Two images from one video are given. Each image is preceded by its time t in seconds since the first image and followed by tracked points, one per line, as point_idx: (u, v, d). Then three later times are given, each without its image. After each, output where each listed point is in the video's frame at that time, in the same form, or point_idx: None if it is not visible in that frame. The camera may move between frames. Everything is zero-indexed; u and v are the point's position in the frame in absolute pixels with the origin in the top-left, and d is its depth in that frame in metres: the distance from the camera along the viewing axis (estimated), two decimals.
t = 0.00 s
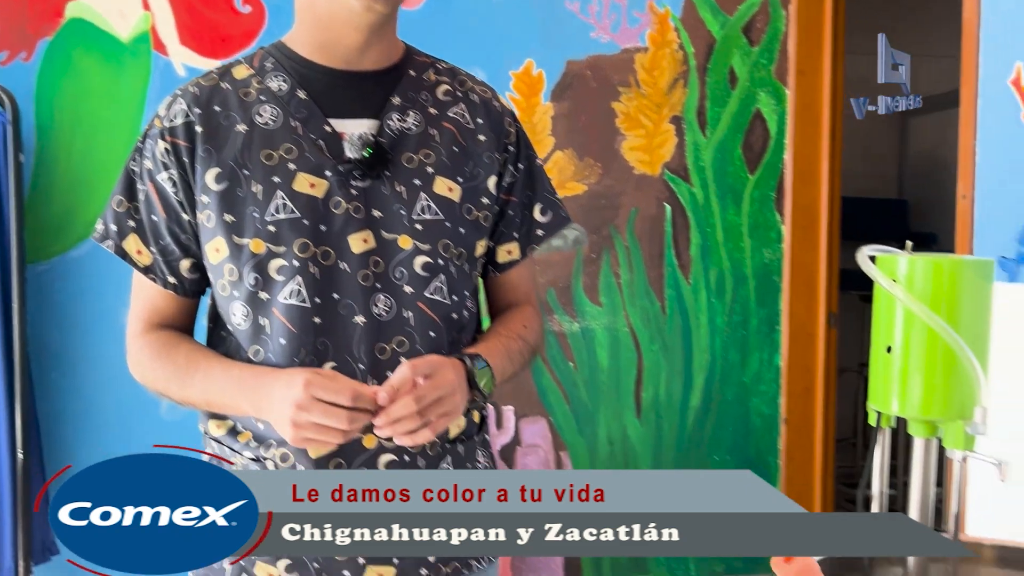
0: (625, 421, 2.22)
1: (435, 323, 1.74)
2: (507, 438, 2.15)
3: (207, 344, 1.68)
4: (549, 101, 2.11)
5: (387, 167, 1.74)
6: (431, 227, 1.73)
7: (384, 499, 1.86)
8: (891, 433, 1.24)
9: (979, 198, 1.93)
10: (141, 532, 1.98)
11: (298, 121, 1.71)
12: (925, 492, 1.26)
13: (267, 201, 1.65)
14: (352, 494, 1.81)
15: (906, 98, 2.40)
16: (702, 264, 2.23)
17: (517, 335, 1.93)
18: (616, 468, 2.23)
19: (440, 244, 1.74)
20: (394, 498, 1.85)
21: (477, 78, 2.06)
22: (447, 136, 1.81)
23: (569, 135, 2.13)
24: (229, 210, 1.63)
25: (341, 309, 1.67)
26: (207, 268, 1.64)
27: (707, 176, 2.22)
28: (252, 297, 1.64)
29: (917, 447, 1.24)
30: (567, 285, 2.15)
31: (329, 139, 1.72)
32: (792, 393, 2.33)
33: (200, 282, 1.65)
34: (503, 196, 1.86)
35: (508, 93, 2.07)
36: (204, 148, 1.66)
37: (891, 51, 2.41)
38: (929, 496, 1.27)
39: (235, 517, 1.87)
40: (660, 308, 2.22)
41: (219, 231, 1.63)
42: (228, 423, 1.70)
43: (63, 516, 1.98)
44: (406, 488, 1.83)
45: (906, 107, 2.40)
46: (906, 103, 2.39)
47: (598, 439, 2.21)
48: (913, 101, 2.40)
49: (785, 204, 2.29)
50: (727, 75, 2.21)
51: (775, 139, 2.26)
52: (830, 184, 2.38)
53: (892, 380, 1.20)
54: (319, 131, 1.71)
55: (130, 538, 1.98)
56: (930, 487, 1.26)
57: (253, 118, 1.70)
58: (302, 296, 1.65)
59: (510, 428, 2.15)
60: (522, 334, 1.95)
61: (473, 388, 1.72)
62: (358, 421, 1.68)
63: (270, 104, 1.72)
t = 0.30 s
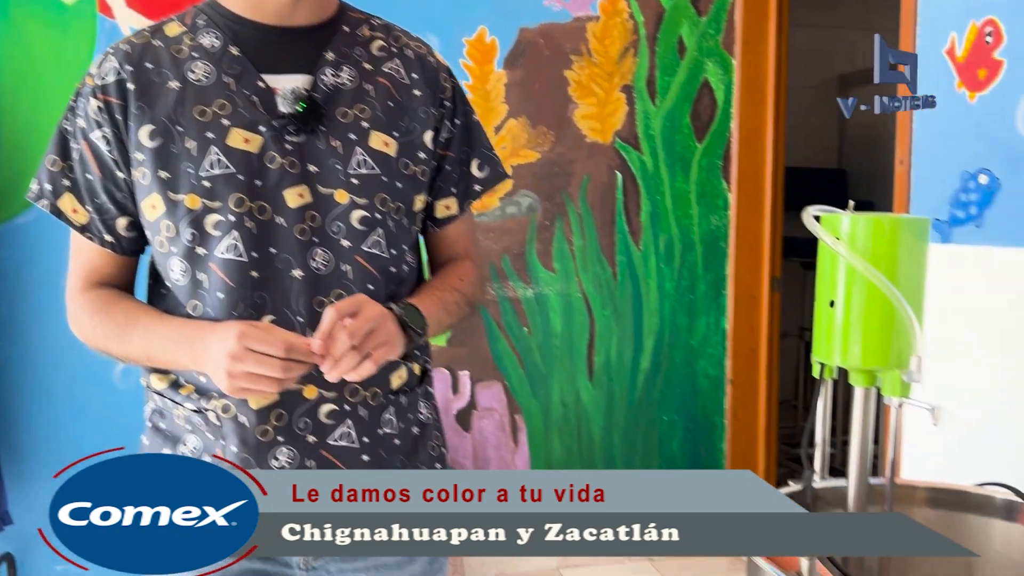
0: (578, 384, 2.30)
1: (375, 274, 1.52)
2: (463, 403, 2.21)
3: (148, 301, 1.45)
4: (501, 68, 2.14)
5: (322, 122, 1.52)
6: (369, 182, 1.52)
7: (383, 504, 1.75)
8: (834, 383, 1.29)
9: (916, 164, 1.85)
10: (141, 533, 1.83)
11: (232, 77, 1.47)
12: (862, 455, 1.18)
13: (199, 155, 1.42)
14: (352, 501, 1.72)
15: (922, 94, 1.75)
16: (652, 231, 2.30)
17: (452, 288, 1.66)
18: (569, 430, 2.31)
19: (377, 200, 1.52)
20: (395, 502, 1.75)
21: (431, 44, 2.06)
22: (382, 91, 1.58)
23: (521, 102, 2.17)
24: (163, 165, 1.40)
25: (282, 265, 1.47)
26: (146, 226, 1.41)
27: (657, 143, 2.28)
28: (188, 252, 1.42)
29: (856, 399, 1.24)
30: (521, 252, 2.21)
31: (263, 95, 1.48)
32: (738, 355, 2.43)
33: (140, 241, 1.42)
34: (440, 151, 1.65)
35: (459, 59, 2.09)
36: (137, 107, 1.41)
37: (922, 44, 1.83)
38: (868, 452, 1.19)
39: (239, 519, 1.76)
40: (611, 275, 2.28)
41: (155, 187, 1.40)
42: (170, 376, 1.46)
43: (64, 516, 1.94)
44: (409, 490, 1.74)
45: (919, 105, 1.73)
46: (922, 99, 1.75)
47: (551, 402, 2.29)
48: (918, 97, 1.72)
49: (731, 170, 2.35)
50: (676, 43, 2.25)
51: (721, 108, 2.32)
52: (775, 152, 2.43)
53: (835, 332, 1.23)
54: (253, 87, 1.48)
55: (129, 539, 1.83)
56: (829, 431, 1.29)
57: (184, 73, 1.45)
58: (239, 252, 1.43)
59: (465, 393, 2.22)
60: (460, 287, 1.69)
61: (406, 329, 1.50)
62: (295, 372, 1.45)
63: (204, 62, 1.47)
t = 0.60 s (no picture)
0: (520, 343, 2.45)
1: (275, 235, 1.06)
2: (408, 363, 2.37)
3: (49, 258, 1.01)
4: (443, 31, 2.24)
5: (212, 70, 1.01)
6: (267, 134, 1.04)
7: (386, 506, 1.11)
8: (765, 332, 1.36)
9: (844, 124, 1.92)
10: (141, 538, 1.03)
11: (119, 26, 0.95)
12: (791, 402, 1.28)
13: (89, 108, 0.93)
14: (356, 497, 1.10)
15: (924, 91, 1.65)
16: (591, 194, 2.44)
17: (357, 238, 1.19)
18: (512, 388, 2.46)
19: (273, 150, 1.04)
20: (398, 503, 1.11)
21: (371, 5, 2.18)
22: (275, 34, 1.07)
23: (463, 65, 2.27)
24: (46, 118, 0.91)
25: (176, 223, 0.99)
26: (38, 183, 0.94)
27: (596, 107, 2.41)
28: (83, 209, 0.94)
29: (785, 347, 1.31)
30: (464, 215, 2.36)
31: (153, 45, 0.97)
32: (674, 314, 2.58)
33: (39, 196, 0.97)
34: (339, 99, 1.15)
35: (401, 21, 2.19)
36: (15, 59, 0.90)
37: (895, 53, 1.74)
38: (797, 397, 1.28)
39: (243, 515, 1.05)
40: (553, 237, 2.43)
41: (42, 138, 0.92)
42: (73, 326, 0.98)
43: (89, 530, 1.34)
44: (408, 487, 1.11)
45: (929, 104, 1.64)
46: (922, 99, 1.66)
47: (495, 360, 2.44)
48: (933, 95, 1.63)
49: (669, 135, 2.49)
50: (614, 9, 2.38)
51: (658, 72, 2.46)
52: (710, 114, 2.56)
53: (766, 282, 1.29)
54: (141, 36, 0.97)
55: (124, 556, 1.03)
56: (760, 378, 1.36)
57: (67, 21, 0.93)
58: (135, 206, 0.95)
59: (410, 354, 2.36)
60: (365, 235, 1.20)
61: (310, 280, 1.07)
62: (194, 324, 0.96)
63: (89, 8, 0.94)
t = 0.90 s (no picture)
0: (454, 310, 2.50)
1: (153, 199, 1.02)
2: (342, 332, 2.38)
3: None
4: None
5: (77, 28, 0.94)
6: (140, 97, 0.98)
7: (386, 505, 1.33)
8: (686, 293, 1.43)
9: (759, 95, 2.01)
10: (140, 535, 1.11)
11: None
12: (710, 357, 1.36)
13: None
14: (355, 497, 1.33)
15: (931, 91, 1.49)
16: (522, 164, 2.50)
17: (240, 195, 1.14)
18: (446, 355, 2.51)
19: (146, 114, 0.98)
20: (397, 502, 1.32)
21: None
22: None
23: (393, 33, 2.29)
24: None
25: (49, 190, 0.93)
26: None
27: (526, 78, 2.46)
28: None
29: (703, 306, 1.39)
30: (396, 184, 2.37)
31: None
32: (603, 280, 2.66)
33: None
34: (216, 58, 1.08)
35: None
36: None
37: (897, 52, 1.57)
38: (715, 353, 1.36)
39: (243, 516, 1.15)
40: (485, 206, 2.48)
41: None
42: None
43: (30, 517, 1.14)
44: (408, 489, 1.33)
45: (939, 106, 1.48)
46: (927, 100, 1.50)
47: (429, 328, 2.48)
48: (943, 95, 1.47)
49: (596, 106, 2.57)
50: None
51: (586, 44, 2.52)
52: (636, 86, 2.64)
53: (686, 244, 1.37)
54: None
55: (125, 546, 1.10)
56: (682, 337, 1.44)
57: None
58: None
59: (344, 324, 2.38)
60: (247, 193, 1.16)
61: (190, 239, 1.03)
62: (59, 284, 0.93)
63: None
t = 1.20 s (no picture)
0: (381, 282, 2.52)
1: (41, 163, 0.96)
2: (268, 305, 2.38)
3: None
4: None
5: None
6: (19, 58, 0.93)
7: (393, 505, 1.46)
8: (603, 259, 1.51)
9: (673, 68, 2.09)
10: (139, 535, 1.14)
11: None
12: (625, 318, 1.44)
13: None
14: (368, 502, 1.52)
15: (933, 91, 1.38)
16: (446, 135, 2.53)
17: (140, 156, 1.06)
18: (374, 325, 2.54)
19: (29, 75, 0.93)
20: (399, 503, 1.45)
21: None
22: None
23: (313, 2, 2.27)
24: None
25: None
26: None
27: (448, 50, 2.48)
28: None
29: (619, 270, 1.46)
30: (319, 155, 2.37)
31: None
32: (528, 250, 2.72)
33: None
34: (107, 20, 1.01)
35: None
36: None
37: (895, 53, 1.45)
38: (630, 316, 1.45)
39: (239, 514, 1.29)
40: (410, 177, 2.50)
41: None
42: None
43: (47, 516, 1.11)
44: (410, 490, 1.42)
45: (944, 108, 1.36)
46: (931, 100, 1.39)
47: (356, 300, 2.49)
48: (947, 96, 1.36)
49: (518, 78, 2.61)
50: None
51: (508, 17, 2.55)
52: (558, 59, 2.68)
53: (601, 211, 1.43)
54: None
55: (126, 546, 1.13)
56: (599, 300, 1.52)
57: None
58: None
59: (269, 296, 2.38)
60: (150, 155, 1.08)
61: (76, 202, 0.94)
62: None
63: None
